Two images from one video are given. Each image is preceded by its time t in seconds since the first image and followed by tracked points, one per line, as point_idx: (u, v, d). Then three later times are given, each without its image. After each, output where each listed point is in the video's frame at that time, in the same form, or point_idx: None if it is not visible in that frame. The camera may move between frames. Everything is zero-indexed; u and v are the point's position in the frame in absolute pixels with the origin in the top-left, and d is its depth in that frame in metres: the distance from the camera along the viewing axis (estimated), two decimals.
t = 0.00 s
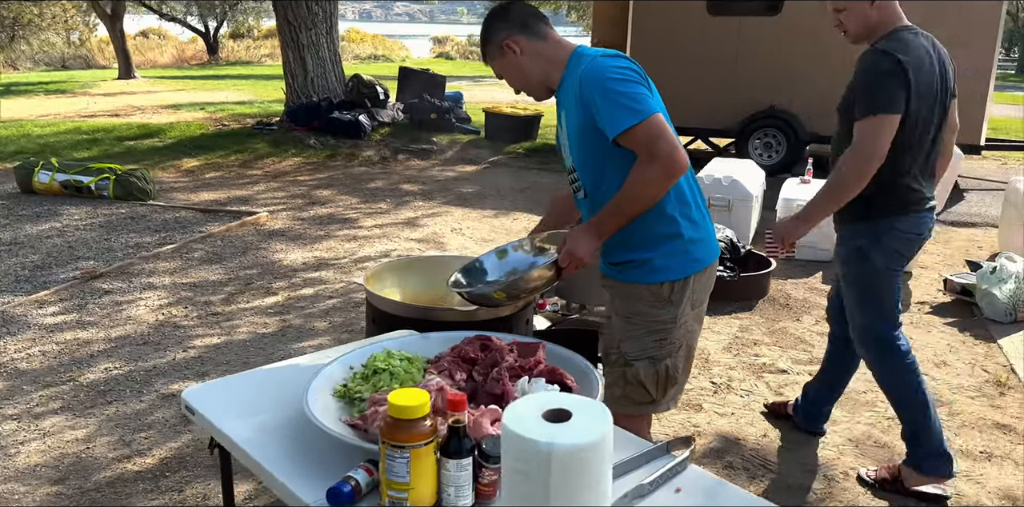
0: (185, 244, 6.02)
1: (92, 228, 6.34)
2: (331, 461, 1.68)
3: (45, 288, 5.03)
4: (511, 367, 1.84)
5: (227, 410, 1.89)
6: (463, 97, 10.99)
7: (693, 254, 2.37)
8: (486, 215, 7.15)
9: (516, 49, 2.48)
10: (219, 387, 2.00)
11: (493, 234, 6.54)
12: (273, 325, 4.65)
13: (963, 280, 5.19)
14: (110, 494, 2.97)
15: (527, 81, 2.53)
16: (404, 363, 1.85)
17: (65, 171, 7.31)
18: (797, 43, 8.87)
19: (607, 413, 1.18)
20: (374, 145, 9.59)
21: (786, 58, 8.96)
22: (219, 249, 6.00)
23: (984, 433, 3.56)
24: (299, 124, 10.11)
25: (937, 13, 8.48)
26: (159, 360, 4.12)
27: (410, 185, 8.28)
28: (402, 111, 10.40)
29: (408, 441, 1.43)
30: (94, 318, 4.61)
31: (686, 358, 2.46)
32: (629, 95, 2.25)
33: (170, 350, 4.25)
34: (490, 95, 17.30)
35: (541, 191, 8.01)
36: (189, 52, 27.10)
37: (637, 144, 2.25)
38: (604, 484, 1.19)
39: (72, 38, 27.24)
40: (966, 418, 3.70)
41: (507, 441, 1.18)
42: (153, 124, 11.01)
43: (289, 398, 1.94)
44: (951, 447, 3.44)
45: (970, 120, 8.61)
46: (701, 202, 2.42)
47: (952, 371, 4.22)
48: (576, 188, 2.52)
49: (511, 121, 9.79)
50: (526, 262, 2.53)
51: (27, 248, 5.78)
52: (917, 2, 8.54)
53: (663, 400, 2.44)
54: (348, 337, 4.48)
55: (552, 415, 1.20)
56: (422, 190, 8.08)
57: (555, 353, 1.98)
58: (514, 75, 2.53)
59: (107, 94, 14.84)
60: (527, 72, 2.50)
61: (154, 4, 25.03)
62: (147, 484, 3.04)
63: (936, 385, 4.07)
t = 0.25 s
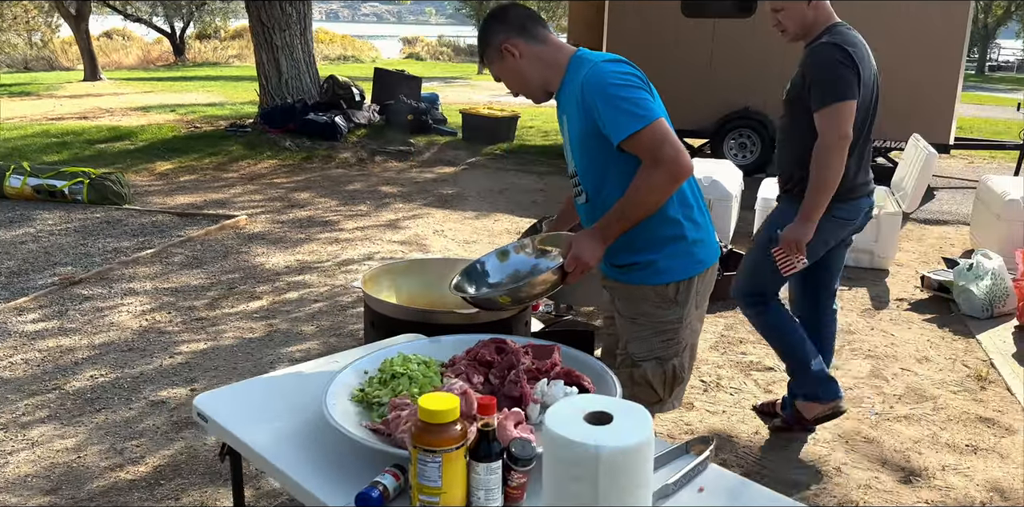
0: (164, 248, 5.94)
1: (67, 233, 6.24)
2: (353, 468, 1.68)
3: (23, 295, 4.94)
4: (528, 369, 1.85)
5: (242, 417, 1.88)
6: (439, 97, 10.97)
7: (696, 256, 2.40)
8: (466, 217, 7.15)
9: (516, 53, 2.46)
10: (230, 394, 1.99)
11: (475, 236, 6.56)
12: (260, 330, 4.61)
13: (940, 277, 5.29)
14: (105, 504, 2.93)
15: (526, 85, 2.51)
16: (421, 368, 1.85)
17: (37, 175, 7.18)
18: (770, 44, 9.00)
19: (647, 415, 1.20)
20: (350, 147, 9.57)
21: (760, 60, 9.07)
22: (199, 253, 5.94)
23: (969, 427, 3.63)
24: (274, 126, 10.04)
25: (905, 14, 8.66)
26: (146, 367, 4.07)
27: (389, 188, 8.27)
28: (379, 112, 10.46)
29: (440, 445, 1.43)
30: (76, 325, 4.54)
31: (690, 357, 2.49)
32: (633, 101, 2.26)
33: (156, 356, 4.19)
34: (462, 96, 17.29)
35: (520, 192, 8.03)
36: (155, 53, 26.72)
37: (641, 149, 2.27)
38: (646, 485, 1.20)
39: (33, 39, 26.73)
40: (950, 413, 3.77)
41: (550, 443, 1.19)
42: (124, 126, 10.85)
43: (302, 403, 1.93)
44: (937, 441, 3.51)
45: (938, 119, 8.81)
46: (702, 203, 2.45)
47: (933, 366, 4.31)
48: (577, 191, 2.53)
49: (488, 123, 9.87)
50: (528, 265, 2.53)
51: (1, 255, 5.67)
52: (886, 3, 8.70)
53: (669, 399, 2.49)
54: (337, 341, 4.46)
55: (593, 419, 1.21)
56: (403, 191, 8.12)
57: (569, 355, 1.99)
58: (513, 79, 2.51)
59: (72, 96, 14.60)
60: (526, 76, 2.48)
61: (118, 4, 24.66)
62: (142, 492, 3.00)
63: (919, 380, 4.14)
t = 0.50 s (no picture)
0: (144, 252, 5.87)
1: (43, 237, 6.14)
2: (371, 470, 1.68)
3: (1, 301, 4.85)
4: (540, 369, 1.86)
5: (254, 421, 1.87)
6: (415, 96, 10.93)
7: (696, 255, 2.42)
8: (447, 219, 7.15)
9: (516, 55, 2.48)
10: (240, 398, 1.98)
11: (456, 236, 6.65)
12: (246, 334, 4.58)
13: (918, 273, 5.39)
14: None
15: (527, 86, 2.54)
16: (434, 369, 1.85)
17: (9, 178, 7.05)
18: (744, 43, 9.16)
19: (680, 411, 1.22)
20: (327, 148, 9.53)
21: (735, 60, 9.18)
22: (179, 256, 5.87)
23: (953, 420, 3.70)
24: (249, 127, 9.92)
25: (878, 15, 8.81)
26: (132, 372, 4.01)
27: (368, 190, 8.25)
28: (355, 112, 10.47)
29: (465, 445, 1.44)
30: (57, 331, 4.47)
31: (689, 355, 2.52)
32: (634, 103, 2.28)
33: (142, 361, 4.14)
34: (436, 97, 17.27)
35: (499, 193, 8.04)
36: (121, 54, 26.32)
37: (642, 151, 2.29)
38: (680, 479, 1.22)
39: None
40: (934, 406, 3.85)
41: (586, 442, 1.20)
42: (94, 129, 10.70)
43: (313, 407, 1.93)
44: (923, 434, 3.57)
45: (909, 118, 8.97)
46: (702, 203, 2.47)
47: (916, 361, 4.39)
48: (577, 192, 2.55)
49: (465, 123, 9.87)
50: (529, 267, 2.54)
51: None
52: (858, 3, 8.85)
53: (670, 398, 2.51)
54: (325, 344, 4.44)
55: (626, 416, 1.22)
56: (382, 193, 8.14)
57: (579, 354, 2.00)
58: (513, 80, 2.54)
59: (39, 98, 14.35)
60: (527, 78, 2.51)
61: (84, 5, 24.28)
62: (136, 499, 2.97)
63: (902, 375, 4.22)
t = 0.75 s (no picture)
0: (121, 255, 5.78)
1: (16, 241, 6.02)
2: (383, 471, 1.67)
3: None
4: (549, 368, 1.86)
5: (258, 425, 1.86)
6: (390, 96, 10.89)
7: (694, 253, 2.43)
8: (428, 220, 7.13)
9: (512, 53, 2.48)
10: (242, 404, 1.97)
11: (438, 236, 6.67)
12: (230, 337, 4.52)
13: (897, 269, 5.47)
14: None
15: (523, 85, 2.54)
16: (442, 370, 1.84)
17: None
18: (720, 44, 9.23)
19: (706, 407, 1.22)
20: (303, 149, 9.46)
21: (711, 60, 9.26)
22: (157, 260, 5.79)
23: (937, 413, 3.76)
24: (223, 128, 9.80)
25: (851, 15, 8.91)
26: (115, 378, 3.95)
27: (346, 191, 8.20)
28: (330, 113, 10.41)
29: (483, 445, 1.43)
30: (36, 336, 4.39)
31: (688, 352, 2.53)
32: (632, 103, 2.29)
33: (124, 367, 4.07)
34: (410, 97, 17.22)
35: (479, 194, 8.04)
36: (87, 55, 25.89)
37: (640, 150, 2.29)
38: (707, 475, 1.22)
39: None
40: (919, 400, 3.90)
41: (613, 441, 1.20)
42: (63, 131, 10.51)
43: (318, 411, 1.91)
44: (910, 427, 3.63)
45: (882, 117, 9.09)
46: (699, 201, 2.48)
47: (898, 356, 4.46)
48: (574, 191, 2.55)
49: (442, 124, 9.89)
50: (528, 267, 2.53)
51: None
52: (830, 4, 8.96)
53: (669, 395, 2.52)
54: (311, 347, 4.41)
55: (653, 414, 1.22)
56: (360, 194, 8.11)
57: (584, 354, 2.00)
58: (510, 79, 2.53)
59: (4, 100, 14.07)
60: (523, 76, 2.51)
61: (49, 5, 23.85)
62: None
63: (885, 369, 4.28)
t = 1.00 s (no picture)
0: (99, 259, 5.68)
1: None
2: (396, 474, 1.65)
3: None
4: (560, 369, 1.84)
5: (265, 430, 1.84)
6: (367, 96, 10.84)
7: (697, 251, 2.42)
8: (409, 220, 7.11)
9: (511, 53, 2.47)
10: (247, 408, 1.94)
11: (421, 237, 6.66)
12: (215, 341, 4.46)
13: (878, 265, 5.54)
14: None
15: (522, 85, 2.52)
16: (453, 371, 1.83)
17: None
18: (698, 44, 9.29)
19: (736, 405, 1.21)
20: (280, 150, 9.37)
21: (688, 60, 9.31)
22: (136, 263, 5.70)
23: (925, 407, 3.81)
24: (198, 129, 9.67)
25: (826, 17, 9.01)
26: (99, 384, 3.88)
27: (326, 193, 8.14)
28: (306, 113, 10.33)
29: (506, 447, 1.42)
30: (15, 343, 4.30)
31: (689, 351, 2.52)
32: (633, 100, 2.27)
33: (108, 372, 4.00)
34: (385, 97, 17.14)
35: (459, 194, 8.02)
36: (53, 56, 25.50)
37: (641, 148, 2.27)
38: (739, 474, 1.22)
39: None
40: (906, 394, 3.95)
41: (645, 439, 1.19)
42: (32, 133, 10.31)
43: (326, 414, 1.89)
44: (899, 421, 3.67)
45: (857, 116, 9.20)
46: (700, 199, 2.47)
47: (883, 350, 4.51)
48: (575, 189, 2.54)
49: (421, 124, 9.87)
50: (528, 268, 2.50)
51: None
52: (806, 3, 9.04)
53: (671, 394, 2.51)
54: (298, 350, 4.36)
55: (684, 413, 1.21)
56: (340, 195, 8.07)
57: (593, 353, 1.99)
58: (508, 79, 2.52)
59: None
60: (522, 76, 2.49)
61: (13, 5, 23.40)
62: None
63: (871, 364, 4.33)
